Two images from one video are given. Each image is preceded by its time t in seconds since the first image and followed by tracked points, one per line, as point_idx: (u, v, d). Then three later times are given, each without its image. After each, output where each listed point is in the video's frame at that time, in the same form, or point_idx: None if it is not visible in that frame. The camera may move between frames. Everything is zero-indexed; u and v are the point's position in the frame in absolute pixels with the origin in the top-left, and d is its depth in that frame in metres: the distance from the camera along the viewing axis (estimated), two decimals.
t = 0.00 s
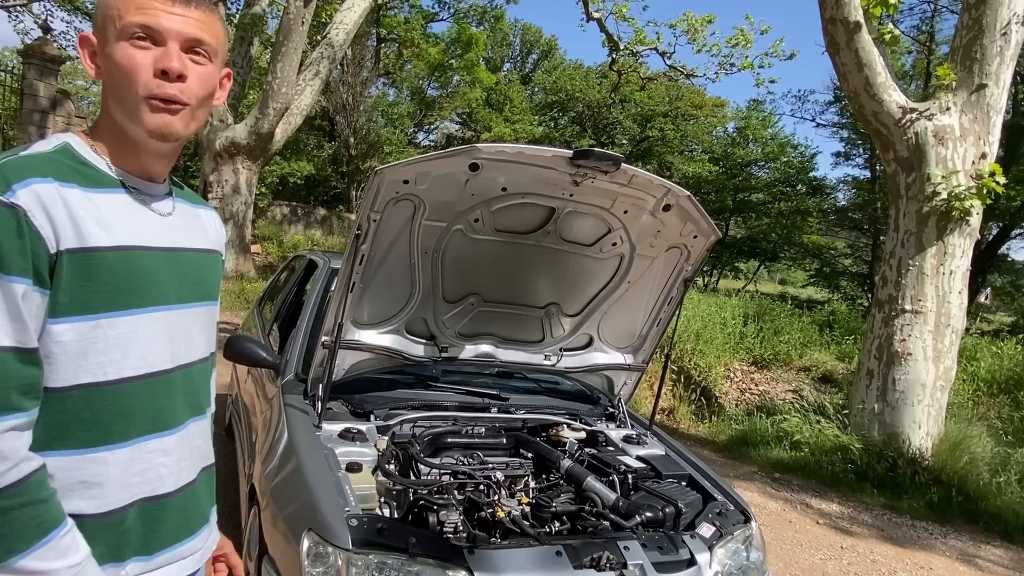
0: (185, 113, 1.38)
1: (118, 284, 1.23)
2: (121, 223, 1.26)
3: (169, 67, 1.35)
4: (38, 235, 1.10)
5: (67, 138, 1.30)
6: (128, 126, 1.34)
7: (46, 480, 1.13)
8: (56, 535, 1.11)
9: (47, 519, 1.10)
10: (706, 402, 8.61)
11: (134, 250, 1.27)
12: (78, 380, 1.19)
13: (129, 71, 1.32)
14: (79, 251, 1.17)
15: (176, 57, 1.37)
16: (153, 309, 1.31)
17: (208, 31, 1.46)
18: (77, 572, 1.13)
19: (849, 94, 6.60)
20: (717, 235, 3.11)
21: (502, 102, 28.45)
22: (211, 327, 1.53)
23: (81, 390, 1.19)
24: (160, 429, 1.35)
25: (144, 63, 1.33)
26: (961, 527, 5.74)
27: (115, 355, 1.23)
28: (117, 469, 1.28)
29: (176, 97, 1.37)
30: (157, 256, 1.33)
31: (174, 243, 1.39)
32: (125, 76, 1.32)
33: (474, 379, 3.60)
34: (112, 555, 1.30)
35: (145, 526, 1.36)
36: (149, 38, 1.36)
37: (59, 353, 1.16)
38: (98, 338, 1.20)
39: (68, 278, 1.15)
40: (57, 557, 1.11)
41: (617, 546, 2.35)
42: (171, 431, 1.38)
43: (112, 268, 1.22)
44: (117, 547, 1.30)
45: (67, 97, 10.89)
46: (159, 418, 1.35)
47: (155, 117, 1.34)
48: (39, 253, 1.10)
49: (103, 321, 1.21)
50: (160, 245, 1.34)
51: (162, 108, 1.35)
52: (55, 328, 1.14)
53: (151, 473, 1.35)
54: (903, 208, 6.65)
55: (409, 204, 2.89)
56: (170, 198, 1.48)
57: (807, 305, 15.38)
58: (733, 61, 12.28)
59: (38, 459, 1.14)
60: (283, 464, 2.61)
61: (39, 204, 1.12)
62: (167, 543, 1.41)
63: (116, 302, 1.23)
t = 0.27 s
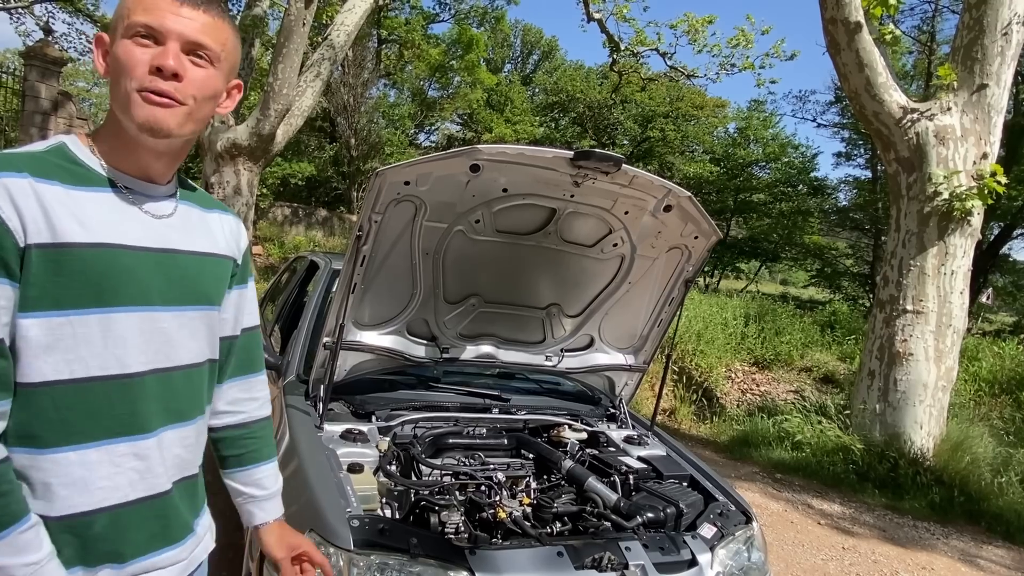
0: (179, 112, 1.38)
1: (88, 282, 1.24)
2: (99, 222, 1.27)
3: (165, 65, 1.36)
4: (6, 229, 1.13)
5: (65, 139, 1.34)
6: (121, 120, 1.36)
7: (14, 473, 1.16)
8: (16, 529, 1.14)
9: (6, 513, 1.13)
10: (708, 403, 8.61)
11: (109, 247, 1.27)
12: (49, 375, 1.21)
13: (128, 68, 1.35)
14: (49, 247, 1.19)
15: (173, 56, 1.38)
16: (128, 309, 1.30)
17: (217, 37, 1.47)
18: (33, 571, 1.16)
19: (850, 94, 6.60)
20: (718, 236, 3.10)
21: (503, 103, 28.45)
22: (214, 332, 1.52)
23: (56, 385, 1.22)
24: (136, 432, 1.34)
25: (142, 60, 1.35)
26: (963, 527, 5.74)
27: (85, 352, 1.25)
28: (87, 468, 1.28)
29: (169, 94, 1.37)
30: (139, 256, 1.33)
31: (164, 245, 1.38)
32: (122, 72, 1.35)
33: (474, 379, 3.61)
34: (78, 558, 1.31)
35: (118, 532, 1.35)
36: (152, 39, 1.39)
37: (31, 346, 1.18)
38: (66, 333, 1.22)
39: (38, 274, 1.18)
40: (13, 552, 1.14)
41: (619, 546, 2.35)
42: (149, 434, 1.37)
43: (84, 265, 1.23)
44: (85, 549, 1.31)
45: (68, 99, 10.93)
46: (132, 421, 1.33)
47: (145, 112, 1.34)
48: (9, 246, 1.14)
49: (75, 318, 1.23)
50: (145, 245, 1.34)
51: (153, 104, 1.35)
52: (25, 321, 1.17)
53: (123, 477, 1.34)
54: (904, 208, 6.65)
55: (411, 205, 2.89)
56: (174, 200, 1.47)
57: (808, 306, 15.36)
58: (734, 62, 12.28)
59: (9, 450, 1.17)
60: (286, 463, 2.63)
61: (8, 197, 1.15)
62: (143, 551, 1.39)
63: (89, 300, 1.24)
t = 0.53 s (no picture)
0: (185, 116, 1.39)
1: (89, 278, 1.24)
2: (100, 218, 1.28)
3: (173, 70, 1.37)
4: (8, 223, 1.15)
5: (69, 138, 1.35)
6: (127, 122, 1.36)
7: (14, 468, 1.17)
8: (14, 525, 1.14)
9: (8, 507, 1.13)
10: (708, 402, 8.61)
11: (109, 243, 1.28)
12: (54, 370, 1.22)
13: (136, 71, 1.36)
14: (50, 242, 1.20)
15: (180, 62, 1.39)
16: (130, 304, 1.31)
17: (224, 42, 1.48)
18: (34, 567, 1.16)
19: (851, 93, 6.60)
20: (719, 235, 3.11)
21: (503, 103, 28.45)
22: (217, 331, 1.53)
23: (58, 379, 1.23)
24: (139, 428, 1.34)
25: (149, 64, 1.36)
26: (965, 527, 5.74)
27: (89, 347, 1.25)
28: (85, 464, 1.29)
29: (176, 99, 1.38)
30: (140, 253, 1.33)
31: (165, 241, 1.39)
32: (129, 76, 1.36)
33: (476, 378, 3.61)
34: (79, 554, 1.31)
35: (119, 528, 1.35)
36: (159, 43, 1.39)
37: (34, 341, 1.19)
38: (70, 328, 1.23)
39: (40, 268, 1.19)
40: (15, 547, 1.14)
41: (620, 545, 2.35)
42: (152, 431, 1.37)
43: (85, 261, 1.24)
44: (85, 544, 1.31)
45: (69, 99, 10.93)
46: (135, 417, 1.34)
47: (151, 116, 1.35)
48: (11, 240, 1.15)
49: (78, 313, 1.23)
50: (145, 242, 1.35)
51: (159, 108, 1.36)
52: (30, 316, 1.18)
53: (126, 472, 1.34)
54: (905, 207, 6.65)
55: (412, 205, 2.89)
56: (177, 200, 1.48)
57: (809, 305, 15.36)
58: (734, 61, 12.27)
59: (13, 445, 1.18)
60: (287, 462, 2.63)
61: (11, 191, 1.17)
62: (145, 548, 1.39)
63: (91, 295, 1.25)
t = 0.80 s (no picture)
0: (198, 121, 1.40)
1: (105, 279, 1.25)
2: (114, 219, 1.29)
3: (188, 75, 1.38)
4: (27, 225, 1.15)
5: (77, 138, 1.35)
6: (139, 124, 1.37)
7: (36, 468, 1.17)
8: (41, 523, 1.15)
9: (31, 506, 1.13)
10: (709, 402, 8.60)
11: (123, 243, 1.29)
12: (69, 371, 1.22)
13: (150, 75, 1.36)
14: (68, 243, 1.21)
15: (195, 67, 1.39)
16: (144, 304, 1.32)
17: (235, 47, 1.48)
18: (59, 564, 1.17)
19: (851, 92, 6.59)
20: (721, 234, 3.11)
21: (503, 103, 28.43)
22: (222, 330, 1.54)
23: (74, 379, 1.23)
24: (153, 426, 1.35)
25: (164, 69, 1.37)
26: (967, 525, 5.73)
27: (104, 347, 1.26)
28: (103, 463, 1.30)
29: (190, 104, 1.38)
30: (152, 253, 1.34)
31: (174, 242, 1.40)
32: (144, 79, 1.36)
33: (477, 378, 3.62)
34: (98, 551, 1.32)
35: (135, 526, 1.36)
36: (173, 47, 1.39)
37: (49, 342, 1.20)
38: (86, 328, 1.23)
39: (57, 269, 1.19)
40: (39, 545, 1.14)
41: (623, 544, 2.36)
42: (165, 429, 1.38)
43: (100, 261, 1.25)
44: (104, 542, 1.32)
45: (69, 100, 10.94)
46: (148, 415, 1.35)
47: (164, 121, 1.36)
48: (29, 242, 1.16)
49: (93, 313, 1.24)
50: (156, 242, 1.36)
51: (173, 113, 1.37)
52: (47, 316, 1.19)
53: (143, 469, 1.35)
54: (906, 206, 6.65)
55: (414, 204, 2.90)
56: (182, 202, 1.49)
57: (810, 304, 15.35)
58: (735, 60, 12.25)
59: (29, 444, 1.18)
60: (289, 462, 2.63)
61: (29, 193, 1.17)
62: (161, 545, 1.40)
63: (107, 296, 1.26)
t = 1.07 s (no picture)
0: (202, 123, 1.41)
1: (119, 282, 1.26)
2: (126, 223, 1.29)
3: (190, 78, 1.38)
4: (45, 230, 1.16)
5: (81, 142, 1.34)
6: (143, 129, 1.36)
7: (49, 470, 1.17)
8: (56, 523, 1.14)
9: (46, 506, 1.13)
10: (710, 401, 8.60)
11: (135, 247, 1.30)
12: (81, 374, 1.22)
13: (152, 80, 1.35)
14: (82, 248, 1.21)
15: (197, 70, 1.39)
16: (155, 307, 1.33)
17: (232, 48, 1.48)
18: (75, 563, 1.16)
19: (851, 92, 6.59)
20: (721, 234, 3.11)
21: (503, 103, 28.43)
22: (221, 331, 1.54)
23: (84, 382, 1.23)
24: (163, 426, 1.36)
25: (166, 72, 1.36)
26: (967, 524, 5.74)
27: (117, 350, 1.26)
28: (115, 463, 1.30)
29: (193, 107, 1.39)
30: (161, 257, 1.35)
31: (181, 246, 1.41)
32: (146, 85, 1.35)
33: (477, 378, 3.62)
34: (111, 549, 1.32)
35: (146, 525, 1.36)
36: (172, 50, 1.39)
37: (62, 346, 1.19)
38: (100, 332, 1.24)
39: (72, 275, 1.20)
40: (55, 544, 1.14)
41: (624, 544, 2.36)
42: (174, 428, 1.39)
43: (114, 266, 1.25)
44: (116, 541, 1.32)
45: (69, 101, 10.93)
46: (158, 415, 1.35)
47: (170, 125, 1.36)
48: (47, 247, 1.16)
49: (107, 317, 1.24)
50: (165, 247, 1.37)
51: (178, 116, 1.37)
52: (59, 321, 1.19)
53: (154, 468, 1.36)
54: (906, 205, 6.65)
55: (414, 205, 2.89)
56: (182, 204, 1.49)
57: (810, 303, 15.36)
58: (734, 59, 12.25)
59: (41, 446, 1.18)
60: (289, 464, 2.63)
61: (46, 200, 1.17)
62: (170, 541, 1.41)
63: (121, 299, 1.26)
